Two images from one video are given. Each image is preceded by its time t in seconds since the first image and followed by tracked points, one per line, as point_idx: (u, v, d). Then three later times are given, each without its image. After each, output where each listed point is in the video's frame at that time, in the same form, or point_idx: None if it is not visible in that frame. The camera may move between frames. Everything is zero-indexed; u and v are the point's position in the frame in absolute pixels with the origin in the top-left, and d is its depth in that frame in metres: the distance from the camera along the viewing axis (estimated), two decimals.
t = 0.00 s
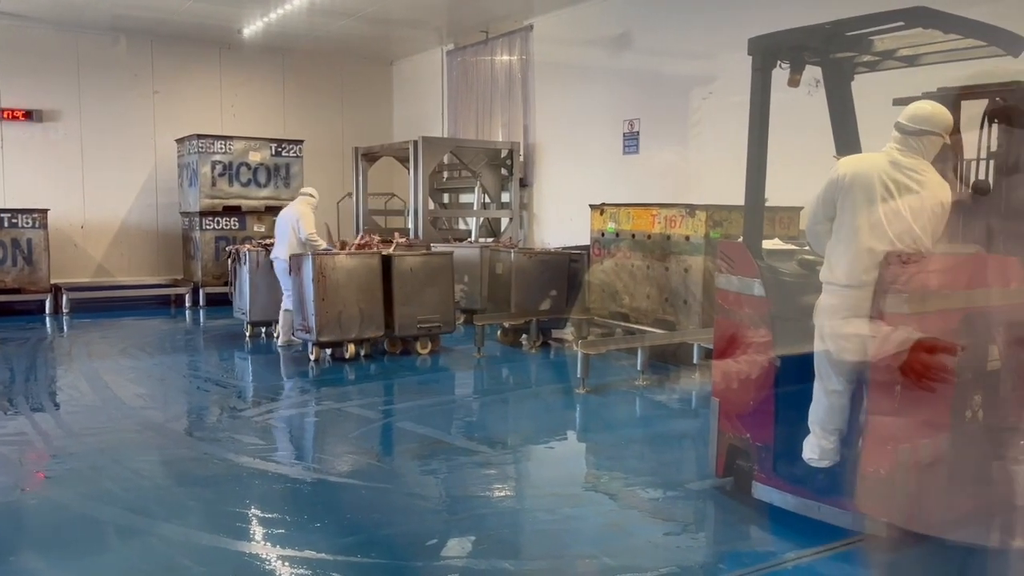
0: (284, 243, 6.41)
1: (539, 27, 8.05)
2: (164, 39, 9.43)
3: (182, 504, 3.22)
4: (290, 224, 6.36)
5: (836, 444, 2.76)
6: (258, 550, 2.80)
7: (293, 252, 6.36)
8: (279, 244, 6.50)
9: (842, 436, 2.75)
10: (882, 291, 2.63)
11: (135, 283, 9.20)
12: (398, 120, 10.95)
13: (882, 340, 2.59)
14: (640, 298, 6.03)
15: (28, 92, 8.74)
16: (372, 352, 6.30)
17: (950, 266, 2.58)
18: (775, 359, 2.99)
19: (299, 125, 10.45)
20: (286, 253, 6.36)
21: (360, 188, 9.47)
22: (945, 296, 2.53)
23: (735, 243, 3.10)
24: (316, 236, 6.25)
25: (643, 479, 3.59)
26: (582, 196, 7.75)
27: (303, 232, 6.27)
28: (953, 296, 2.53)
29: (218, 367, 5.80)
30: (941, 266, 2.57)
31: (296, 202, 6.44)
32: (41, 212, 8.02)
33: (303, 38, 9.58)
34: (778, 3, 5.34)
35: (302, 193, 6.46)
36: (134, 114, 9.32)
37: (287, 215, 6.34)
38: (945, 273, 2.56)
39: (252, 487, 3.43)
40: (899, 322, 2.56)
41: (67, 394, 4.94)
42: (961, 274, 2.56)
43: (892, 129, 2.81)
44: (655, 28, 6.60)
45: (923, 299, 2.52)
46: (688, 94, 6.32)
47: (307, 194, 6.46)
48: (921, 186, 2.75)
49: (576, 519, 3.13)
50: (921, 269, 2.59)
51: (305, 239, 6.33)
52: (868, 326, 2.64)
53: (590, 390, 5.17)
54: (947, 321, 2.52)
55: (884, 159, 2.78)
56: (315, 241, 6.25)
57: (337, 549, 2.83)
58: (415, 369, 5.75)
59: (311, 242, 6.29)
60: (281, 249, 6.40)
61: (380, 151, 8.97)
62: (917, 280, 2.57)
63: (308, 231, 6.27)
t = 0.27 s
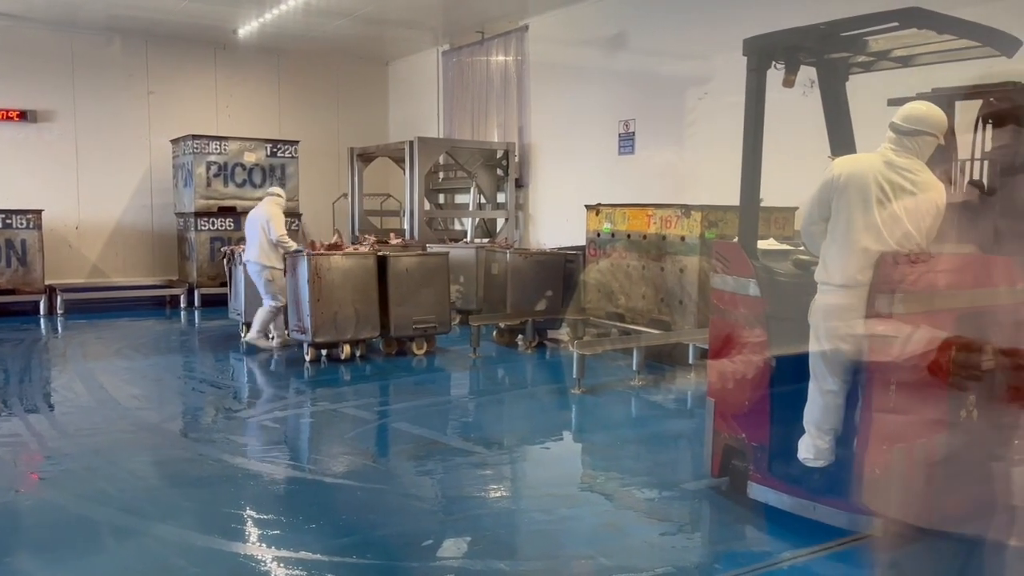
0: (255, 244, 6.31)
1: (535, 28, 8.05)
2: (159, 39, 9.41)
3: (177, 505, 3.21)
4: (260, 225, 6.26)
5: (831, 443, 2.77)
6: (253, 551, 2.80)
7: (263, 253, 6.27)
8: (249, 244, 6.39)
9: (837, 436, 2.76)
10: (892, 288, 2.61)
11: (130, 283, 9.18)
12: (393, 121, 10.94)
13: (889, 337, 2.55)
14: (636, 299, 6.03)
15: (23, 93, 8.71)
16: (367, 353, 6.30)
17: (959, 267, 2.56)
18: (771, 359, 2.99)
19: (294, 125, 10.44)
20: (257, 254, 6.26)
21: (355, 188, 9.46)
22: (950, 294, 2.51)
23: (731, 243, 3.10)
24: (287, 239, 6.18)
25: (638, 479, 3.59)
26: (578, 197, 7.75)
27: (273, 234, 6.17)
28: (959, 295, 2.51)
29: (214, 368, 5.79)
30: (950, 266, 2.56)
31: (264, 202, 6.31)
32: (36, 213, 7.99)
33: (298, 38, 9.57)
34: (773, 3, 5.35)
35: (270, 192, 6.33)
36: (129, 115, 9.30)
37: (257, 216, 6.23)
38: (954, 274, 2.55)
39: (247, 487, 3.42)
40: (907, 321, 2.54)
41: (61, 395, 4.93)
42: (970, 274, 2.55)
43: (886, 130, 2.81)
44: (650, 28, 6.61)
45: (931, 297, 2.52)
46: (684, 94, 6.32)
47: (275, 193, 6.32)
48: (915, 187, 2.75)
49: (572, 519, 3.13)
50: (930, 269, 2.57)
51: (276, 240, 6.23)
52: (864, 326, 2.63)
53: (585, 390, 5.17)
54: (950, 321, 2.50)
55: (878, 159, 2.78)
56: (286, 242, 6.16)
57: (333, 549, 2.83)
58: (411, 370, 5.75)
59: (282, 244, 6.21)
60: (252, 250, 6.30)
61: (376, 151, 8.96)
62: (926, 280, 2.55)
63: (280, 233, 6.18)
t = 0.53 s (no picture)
0: (225, 244, 6.39)
1: (533, 28, 8.05)
2: (156, 40, 9.40)
3: (174, 506, 3.21)
4: (232, 225, 6.37)
5: (829, 443, 2.77)
6: (251, 552, 2.79)
7: (235, 253, 6.36)
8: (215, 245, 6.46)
9: (835, 436, 2.77)
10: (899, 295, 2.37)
11: (127, 284, 9.17)
12: (391, 121, 10.94)
13: (890, 342, 2.31)
14: (634, 299, 6.03)
15: (20, 94, 8.70)
16: (365, 353, 6.29)
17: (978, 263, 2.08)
18: (769, 359, 2.99)
19: (292, 126, 10.43)
20: (230, 254, 6.34)
21: (353, 189, 9.45)
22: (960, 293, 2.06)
23: (728, 244, 3.10)
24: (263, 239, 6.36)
25: (636, 479, 3.59)
26: (576, 197, 7.75)
27: (249, 233, 6.33)
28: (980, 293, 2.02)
29: (211, 369, 5.78)
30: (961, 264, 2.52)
31: (234, 204, 6.47)
32: (33, 213, 7.97)
33: (296, 39, 9.56)
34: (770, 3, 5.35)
35: (239, 195, 6.52)
36: (126, 116, 9.29)
37: (230, 215, 6.36)
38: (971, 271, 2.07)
39: (245, 488, 3.42)
40: (919, 325, 2.18)
41: (58, 396, 4.92)
42: (989, 268, 2.05)
43: (885, 130, 2.81)
44: (648, 29, 6.62)
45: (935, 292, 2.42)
46: (682, 95, 6.33)
47: (245, 196, 6.52)
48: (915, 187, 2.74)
49: (569, 520, 3.13)
50: (942, 270, 2.17)
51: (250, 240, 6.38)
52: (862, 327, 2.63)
53: (583, 391, 5.17)
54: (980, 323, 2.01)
55: (876, 160, 2.78)
56: (262, 241, 6.33)
57: (331, 550, 2.83)
58: (408, 371, 5.74)
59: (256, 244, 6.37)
60: (222, 250, 6.37)
61: (373, 152, 8.96)
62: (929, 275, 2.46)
63: (256, 233, 6.35)
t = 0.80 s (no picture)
0: (194, 245, 6.33)
1: (533, 29, 8.06)
2: (157, 41, 9.41)
3: (175, 507, 3.21)
4: (202, 226, 6.33)
5: (830, 444, 2.77)
6: (252, 553, 2.79)
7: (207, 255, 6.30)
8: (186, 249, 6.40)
9: (836, 436, 2.77)
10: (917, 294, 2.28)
11: (128, 285, 9.17)
12: (392, 121, 10.94)
13: (899, 342, 2.26)
14: (634, 299, 6.03)
15: (22, 95, 8.71)
16: (365, 354, 6.29)
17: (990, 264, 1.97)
18: (770, 359, 2.99)
19: (293, 126, 10.44)
20: (200, 255, 6.28)
21: (353, 189, 9.45)
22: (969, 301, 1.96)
23: (728, 244, 3.10)
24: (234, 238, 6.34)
25: (637, 479, 3.59)
26: (576, 198, 7.75)
27: (220, 233, 6.29)
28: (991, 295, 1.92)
29: (211, 369, 5.78)
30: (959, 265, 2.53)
31: (203, 205, 6.43)
32: (33, 214, 7.98)
33: (297, 39, 9.57)
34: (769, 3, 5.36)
35: (207, 195, 6.48)
36: (128, 116, 9.31)
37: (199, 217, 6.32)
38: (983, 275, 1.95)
39: (246, 489, 3.42)
40: (932, 326, 2.09)
41: (58, 396, 4.92)
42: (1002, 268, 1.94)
43: (885, 131, 2.81)
44: (648, 30, 6.62)
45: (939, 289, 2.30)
46: (682, 95, 6.33)
47: (213, 196, 6.49)
48: (916, 188, 2.74)
49: (570, 520, 3.13)
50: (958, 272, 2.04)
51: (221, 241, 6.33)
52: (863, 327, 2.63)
53: (584, 391, 5.17)
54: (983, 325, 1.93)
55: (877, 160, 2.78)
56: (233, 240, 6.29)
57: (332, 551, 2.83)
58: (409, 371, 5.74)
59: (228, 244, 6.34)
60: (192, 251, 6.31)
61: (374, 153, 8.96)
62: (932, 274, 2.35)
63: (227, 233, 6.32)
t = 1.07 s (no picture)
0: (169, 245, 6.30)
1: (537, 29, 8.05)
2: (161, 41, 9.43)
3: (179, 506, 3.22)
4: (177, 226, 6.30)
5: (834, 444, 2.78)
6: (257, 554, 2.80)
7: (181, 254, 6.28)
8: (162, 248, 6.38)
9: (839, 437, 2.77)
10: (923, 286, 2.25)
11: (132, 285, 9.19)
12: (395, 122, 10.95)
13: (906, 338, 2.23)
14: (638, 299, 6.03)
15: (27, 97, 8.73)
16: (369, 354, 6.30)
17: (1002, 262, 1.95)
18: (774, 360, 2.99)
19: (296, 127, 10.45)
20: (174, 255, 6.25)
21: (357, 189, 9.46)
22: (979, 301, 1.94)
23: (731, 244, 3.09)
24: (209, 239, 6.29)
25: (641, 480, 3.59)
26: (580, 198, 7.75)
27: (194, 233, 6.25)
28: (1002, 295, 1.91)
29: (215, 370, 5.79)
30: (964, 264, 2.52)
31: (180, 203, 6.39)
32: (38, 215, 8.00)
33: (300, 40, 9.58)
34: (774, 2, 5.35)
35: (185, 194, 6.43)
36: (132, 117, 9.33)
37: (175, 215, 6.29)
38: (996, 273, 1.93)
39: (250, 489, 3.43)
40: (940, 322, 2.06)
41: (63, 396, 4.94)
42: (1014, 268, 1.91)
43: (889, 130, 2.81)
44: (651, 29, 6.62)
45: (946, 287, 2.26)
46: (686, 95, 6.32)
47: (190, 194, 6.43)
48: (921, 188, 2.73)
49: (574, 520, 3.13)
50: (968, 268, 2.01)
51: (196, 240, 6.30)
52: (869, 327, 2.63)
53: (587, 391, 5.17)
54: (988, 323, 1.93)
55: (881, 160, 2.77)
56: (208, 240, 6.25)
57: (337, 551, 2.83)
58: (413, 371, 5.74)
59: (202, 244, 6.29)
60: (167, 251, 6.28)
61: (378, 153, 8.97)
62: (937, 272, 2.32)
63: (202, 233, 6.28)
